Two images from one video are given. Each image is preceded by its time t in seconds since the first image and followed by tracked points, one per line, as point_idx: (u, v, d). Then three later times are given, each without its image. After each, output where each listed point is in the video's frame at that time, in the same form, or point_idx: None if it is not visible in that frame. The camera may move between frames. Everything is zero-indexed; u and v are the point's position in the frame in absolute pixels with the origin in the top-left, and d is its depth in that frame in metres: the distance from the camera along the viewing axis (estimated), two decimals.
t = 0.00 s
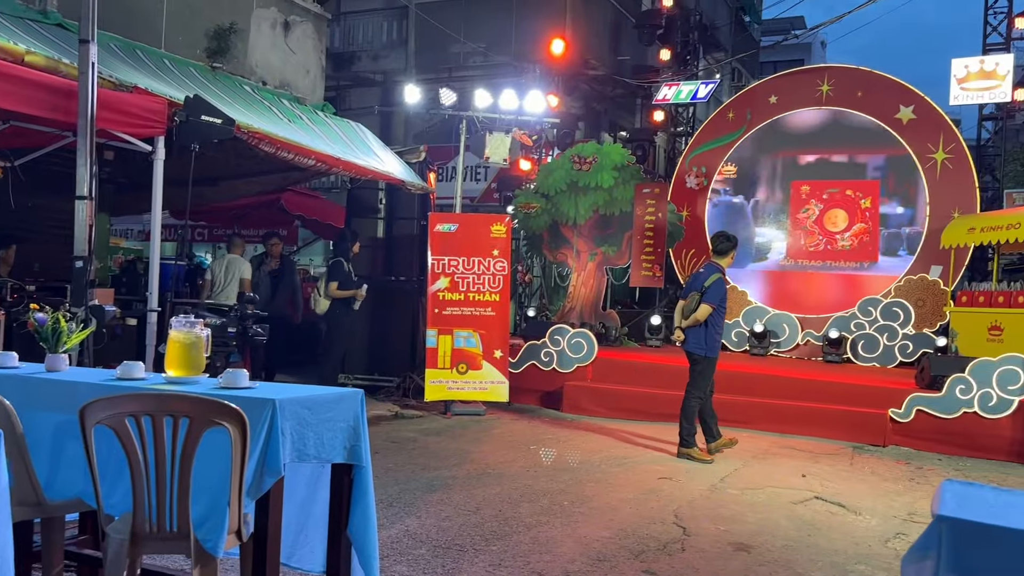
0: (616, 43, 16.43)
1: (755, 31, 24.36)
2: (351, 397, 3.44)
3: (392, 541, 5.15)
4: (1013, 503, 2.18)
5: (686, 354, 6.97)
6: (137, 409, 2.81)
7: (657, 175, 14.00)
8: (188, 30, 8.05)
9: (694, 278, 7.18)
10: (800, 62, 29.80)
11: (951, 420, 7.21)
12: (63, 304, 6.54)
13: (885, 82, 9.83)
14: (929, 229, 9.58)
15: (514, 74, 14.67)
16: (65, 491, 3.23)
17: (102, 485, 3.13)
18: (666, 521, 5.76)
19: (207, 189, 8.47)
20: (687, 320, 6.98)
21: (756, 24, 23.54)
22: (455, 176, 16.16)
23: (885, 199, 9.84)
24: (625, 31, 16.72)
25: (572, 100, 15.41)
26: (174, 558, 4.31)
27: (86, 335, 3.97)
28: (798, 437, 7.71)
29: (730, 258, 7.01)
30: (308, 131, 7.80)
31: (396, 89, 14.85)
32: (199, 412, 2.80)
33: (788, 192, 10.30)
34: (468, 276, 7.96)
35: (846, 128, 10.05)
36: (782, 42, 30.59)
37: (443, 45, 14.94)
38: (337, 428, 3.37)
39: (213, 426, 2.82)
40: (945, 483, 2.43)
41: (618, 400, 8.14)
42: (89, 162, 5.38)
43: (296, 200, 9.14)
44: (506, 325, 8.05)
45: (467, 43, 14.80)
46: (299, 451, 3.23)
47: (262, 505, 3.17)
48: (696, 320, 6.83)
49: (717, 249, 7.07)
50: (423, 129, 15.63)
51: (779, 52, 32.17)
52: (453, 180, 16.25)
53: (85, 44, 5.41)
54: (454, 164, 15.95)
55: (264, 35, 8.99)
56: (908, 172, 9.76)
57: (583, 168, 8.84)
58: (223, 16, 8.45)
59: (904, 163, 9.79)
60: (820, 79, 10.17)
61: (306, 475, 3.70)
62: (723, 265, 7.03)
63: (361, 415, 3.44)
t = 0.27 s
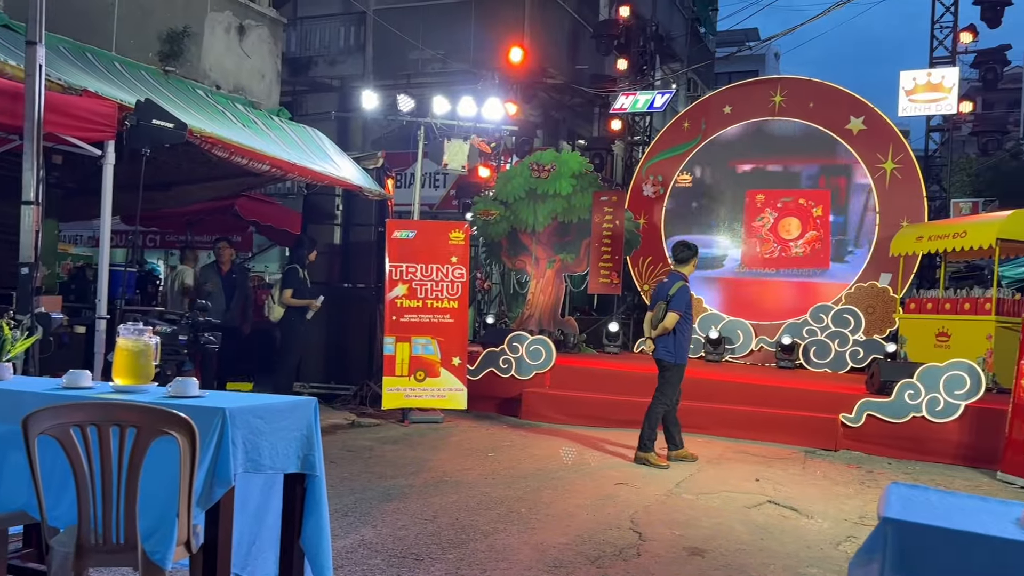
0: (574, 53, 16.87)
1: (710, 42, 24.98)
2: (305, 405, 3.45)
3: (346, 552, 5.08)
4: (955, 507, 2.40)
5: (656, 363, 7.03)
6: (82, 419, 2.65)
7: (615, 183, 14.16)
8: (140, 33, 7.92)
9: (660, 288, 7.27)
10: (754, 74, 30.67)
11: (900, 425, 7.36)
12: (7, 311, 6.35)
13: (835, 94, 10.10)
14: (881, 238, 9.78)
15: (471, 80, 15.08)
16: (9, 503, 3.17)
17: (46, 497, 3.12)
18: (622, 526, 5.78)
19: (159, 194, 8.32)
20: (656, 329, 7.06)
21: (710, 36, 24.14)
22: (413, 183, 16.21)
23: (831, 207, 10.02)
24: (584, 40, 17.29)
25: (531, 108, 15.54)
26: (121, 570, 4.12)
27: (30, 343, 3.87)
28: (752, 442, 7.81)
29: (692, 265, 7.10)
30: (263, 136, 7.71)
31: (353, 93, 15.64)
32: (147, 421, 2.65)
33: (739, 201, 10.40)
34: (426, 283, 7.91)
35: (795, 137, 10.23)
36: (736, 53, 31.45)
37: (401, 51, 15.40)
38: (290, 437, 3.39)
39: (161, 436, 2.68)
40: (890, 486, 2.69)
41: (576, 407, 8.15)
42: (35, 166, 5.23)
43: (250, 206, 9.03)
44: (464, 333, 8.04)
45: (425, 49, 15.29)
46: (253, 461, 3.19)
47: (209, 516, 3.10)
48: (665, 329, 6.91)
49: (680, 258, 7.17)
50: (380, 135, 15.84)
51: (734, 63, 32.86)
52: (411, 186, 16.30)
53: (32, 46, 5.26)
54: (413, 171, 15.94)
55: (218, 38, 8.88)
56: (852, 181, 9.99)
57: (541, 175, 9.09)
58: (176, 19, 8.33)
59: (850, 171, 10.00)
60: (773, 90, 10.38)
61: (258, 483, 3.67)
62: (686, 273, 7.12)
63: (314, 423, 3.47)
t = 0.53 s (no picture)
0: (530, 59, 17.07)
1: (663, 50, 25.46)
2: (253, 413, 3.58)
3: (297, 561, 5.00)
4: (898, 506, 2.58)
5: (623, 367, 7.10)
6: (21, 428, 2.51)
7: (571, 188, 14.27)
8: (86, 33, 7.75)
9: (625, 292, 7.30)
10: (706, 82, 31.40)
11: (848, 426, 7.51)
12: None
13: (785, 102, 10.29)
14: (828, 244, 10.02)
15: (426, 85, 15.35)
16: None
17: None
18: (577, 530, 5.79)
19: (106, 198, 8.14)
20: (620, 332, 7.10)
21: (663, 44, 24.64)
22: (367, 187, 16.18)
23: (770, 220, 10.23)
24: (539, 48, 17.34)
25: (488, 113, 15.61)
26: None
27: None
28: (705, 444, 7.91)
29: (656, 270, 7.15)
30: (213, 139, 7.59)
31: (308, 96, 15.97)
32: (91, 429, 2.55)
33: (684, 213, 10.59)
34: (381, 289, 7.85)
35: (736, 150, 10.43)
36: (689, 61, 32.14)
37: (356, 55, 15.60)
38: (238, 446, 3.53)
39: (105, 446, 2.57)
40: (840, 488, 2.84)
41: (532, 412, 8.19)
42: None
43: (201, 211, 9.10)
44: (421, 338, 8.00)
45: (380, 52, 15.52)
46: (202, 470, 3.32)
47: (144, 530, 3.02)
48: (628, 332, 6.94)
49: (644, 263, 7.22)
50: (335, 139, 16.05)
51: (689, 70, 33.41)
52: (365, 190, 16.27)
53: None
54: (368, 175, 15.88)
55: (167, 39, 8.74)
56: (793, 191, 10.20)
57: (498, 180, 9.04)
58: (123, 20, 8.17)
59: (788, 185, 10.22)
60: (725, 97, 10.55)
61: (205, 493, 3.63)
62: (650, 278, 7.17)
63: (263, 431, 3.61)
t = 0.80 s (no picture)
0: (490, 62, 17.19)
1: (621, 53, 25.77)
2: (203, 419, 3.53)
3: (252, 568, 4.92)
4: (847, 504, 2.62)
5: (589, 367, 7.04)
6: None
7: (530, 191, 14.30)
8: (35, 32, 7.55)
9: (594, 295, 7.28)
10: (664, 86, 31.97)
11: (802, 425, 7.63)
12: None
13: (740, 106, 10.45)
14: (782, 245, 10.21)
15: (383, 89, 15.20)
16: None
17: None
18: (536, 532, 5.78)
19: (55, 200, 7.96)
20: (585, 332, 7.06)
21: (621, 48, 25.01)
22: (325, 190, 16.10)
23: (717, 227, 10.40)
24: (498, 51, 17.48)
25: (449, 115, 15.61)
26: None
27: None
28: (663, 444, 7.98)
29: (625, 274, 7.15)
30: (166, 140, 7.46)
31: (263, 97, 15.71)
32: (35, 437, 2.48)
33: (639, 219, 10.69)
34: (339, 291, 7.80)
35: (687, 156, 10.61)
36: (647, 66, 32.71)
37: (313, 57, 15.56)
38: (190, 452, 3.47)
39: (50, 454, 2.49)
40: (788, 486, 2.88)
41: (491, 415, 8.18)
42: None
43: (152, 213, 9.04)
44: (380, 341, 7.95)
45: (337, 54, 15.48)
46: (152, 477, 3.26)
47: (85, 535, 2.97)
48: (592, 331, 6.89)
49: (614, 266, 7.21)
50: (291, 140, 15.89)
51: (648, 74, 33.77)
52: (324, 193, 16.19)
53: None
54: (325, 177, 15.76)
55: (119, 39, 8.57)
56: (750, 194, 10.37)
57: (458, 183, 9.02)
58: (73, 19, 7.98)
59: (737, 191, 10.41)
60: (682, 101, 10.68)
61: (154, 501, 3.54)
62: (618, 280, 7.16)
63: (214, 438, 3.57)
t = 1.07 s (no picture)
0: (441, 63, 17.40)
1: (574, 56, 26.10)
2: (146, 424, 3.49)
3: None
4: (790, 500, 2.67)
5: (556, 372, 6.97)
6: None
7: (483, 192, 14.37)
8: None
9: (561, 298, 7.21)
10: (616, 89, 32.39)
11: (750, 423, 7.76)
12: None
13: (689, 110, 10.62)
14: (730, 246, 10.37)
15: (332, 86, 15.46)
16: None
17: None
18: (488, 533, 5.67)
19: None
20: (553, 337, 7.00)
21: (573, 50, 25.36)
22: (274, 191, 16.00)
23: (660, 232, 10.55)
24: (450, 52, 17.74)
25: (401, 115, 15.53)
26: None
27: None
28: (615, 443, 8.03)
29: (593, 276, 7.07)
30: (108, 140, 7.25)
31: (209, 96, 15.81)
32: None
33: (590, 221, 10.79)
34: (289, 294, 7.72)
35: (636, 158, 10.73)
36: (599, 69, 33.15)
37: (262, 55, 15.77)
38: (131, 459, 3.40)
39: None
40: (732, 483, 2.89)
41: (444, 417, 8.14)
42: None
43: (96, 215, 8.88)
44: (330, 343, 7.90)
45: (286, 53, 15.70)
46: (92, 485, 3.18)
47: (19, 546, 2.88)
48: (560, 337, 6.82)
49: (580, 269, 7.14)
50: (239, 140, 15.82)
51: (602, 77, 34.11)
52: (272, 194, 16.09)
53: None
54: (274, 178, 15.56)
55: (59, 36, 8.35)
56: (699, 196, 10.53)
57: (411, 183, 9.04)
58: (11, 14, 7.74)
59: (684, 194, 10.57)
60: (633, 104, 10.79)
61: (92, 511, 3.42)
62: (586, 283, 7.08)
63: (157, 443, 3.52)
